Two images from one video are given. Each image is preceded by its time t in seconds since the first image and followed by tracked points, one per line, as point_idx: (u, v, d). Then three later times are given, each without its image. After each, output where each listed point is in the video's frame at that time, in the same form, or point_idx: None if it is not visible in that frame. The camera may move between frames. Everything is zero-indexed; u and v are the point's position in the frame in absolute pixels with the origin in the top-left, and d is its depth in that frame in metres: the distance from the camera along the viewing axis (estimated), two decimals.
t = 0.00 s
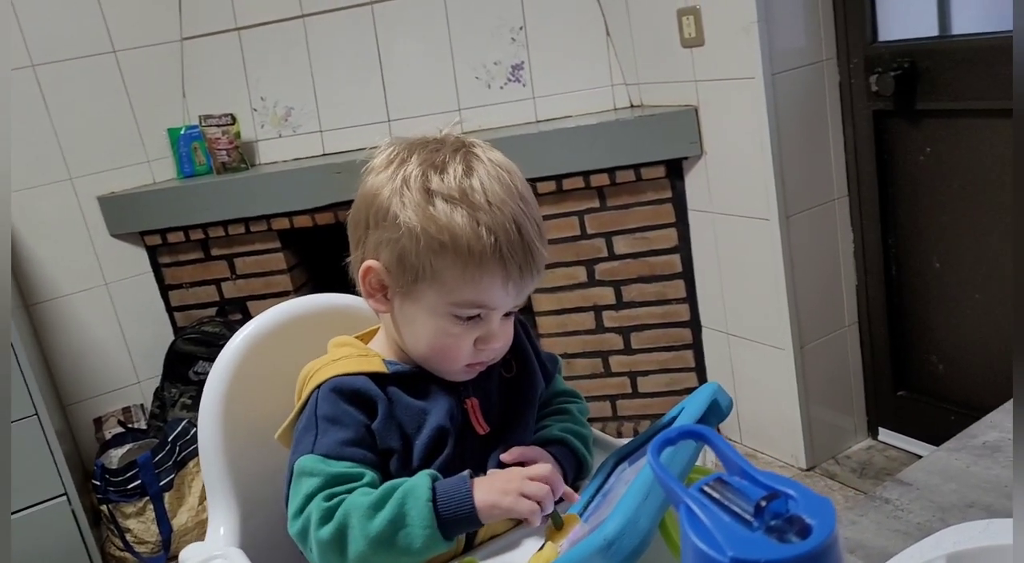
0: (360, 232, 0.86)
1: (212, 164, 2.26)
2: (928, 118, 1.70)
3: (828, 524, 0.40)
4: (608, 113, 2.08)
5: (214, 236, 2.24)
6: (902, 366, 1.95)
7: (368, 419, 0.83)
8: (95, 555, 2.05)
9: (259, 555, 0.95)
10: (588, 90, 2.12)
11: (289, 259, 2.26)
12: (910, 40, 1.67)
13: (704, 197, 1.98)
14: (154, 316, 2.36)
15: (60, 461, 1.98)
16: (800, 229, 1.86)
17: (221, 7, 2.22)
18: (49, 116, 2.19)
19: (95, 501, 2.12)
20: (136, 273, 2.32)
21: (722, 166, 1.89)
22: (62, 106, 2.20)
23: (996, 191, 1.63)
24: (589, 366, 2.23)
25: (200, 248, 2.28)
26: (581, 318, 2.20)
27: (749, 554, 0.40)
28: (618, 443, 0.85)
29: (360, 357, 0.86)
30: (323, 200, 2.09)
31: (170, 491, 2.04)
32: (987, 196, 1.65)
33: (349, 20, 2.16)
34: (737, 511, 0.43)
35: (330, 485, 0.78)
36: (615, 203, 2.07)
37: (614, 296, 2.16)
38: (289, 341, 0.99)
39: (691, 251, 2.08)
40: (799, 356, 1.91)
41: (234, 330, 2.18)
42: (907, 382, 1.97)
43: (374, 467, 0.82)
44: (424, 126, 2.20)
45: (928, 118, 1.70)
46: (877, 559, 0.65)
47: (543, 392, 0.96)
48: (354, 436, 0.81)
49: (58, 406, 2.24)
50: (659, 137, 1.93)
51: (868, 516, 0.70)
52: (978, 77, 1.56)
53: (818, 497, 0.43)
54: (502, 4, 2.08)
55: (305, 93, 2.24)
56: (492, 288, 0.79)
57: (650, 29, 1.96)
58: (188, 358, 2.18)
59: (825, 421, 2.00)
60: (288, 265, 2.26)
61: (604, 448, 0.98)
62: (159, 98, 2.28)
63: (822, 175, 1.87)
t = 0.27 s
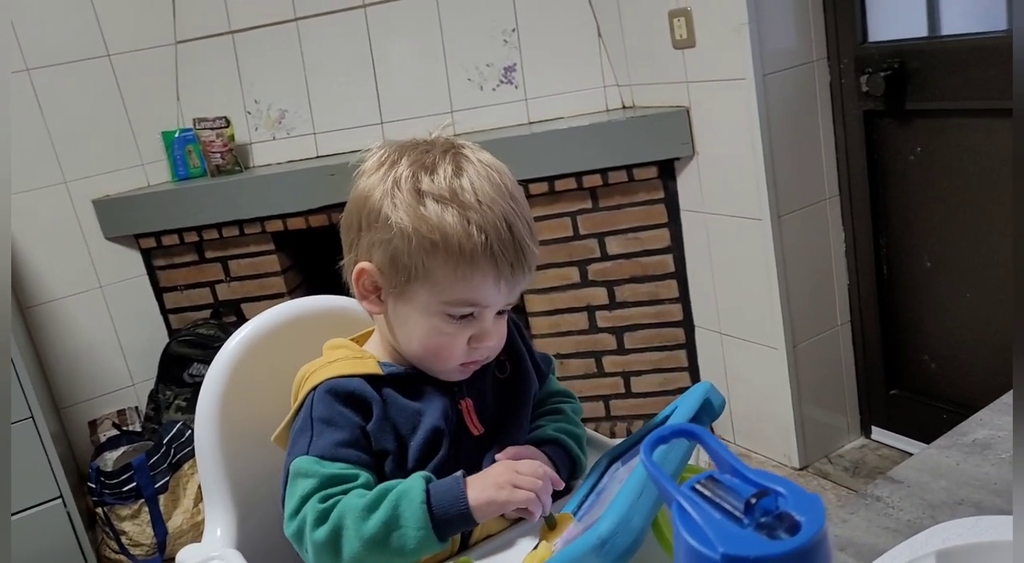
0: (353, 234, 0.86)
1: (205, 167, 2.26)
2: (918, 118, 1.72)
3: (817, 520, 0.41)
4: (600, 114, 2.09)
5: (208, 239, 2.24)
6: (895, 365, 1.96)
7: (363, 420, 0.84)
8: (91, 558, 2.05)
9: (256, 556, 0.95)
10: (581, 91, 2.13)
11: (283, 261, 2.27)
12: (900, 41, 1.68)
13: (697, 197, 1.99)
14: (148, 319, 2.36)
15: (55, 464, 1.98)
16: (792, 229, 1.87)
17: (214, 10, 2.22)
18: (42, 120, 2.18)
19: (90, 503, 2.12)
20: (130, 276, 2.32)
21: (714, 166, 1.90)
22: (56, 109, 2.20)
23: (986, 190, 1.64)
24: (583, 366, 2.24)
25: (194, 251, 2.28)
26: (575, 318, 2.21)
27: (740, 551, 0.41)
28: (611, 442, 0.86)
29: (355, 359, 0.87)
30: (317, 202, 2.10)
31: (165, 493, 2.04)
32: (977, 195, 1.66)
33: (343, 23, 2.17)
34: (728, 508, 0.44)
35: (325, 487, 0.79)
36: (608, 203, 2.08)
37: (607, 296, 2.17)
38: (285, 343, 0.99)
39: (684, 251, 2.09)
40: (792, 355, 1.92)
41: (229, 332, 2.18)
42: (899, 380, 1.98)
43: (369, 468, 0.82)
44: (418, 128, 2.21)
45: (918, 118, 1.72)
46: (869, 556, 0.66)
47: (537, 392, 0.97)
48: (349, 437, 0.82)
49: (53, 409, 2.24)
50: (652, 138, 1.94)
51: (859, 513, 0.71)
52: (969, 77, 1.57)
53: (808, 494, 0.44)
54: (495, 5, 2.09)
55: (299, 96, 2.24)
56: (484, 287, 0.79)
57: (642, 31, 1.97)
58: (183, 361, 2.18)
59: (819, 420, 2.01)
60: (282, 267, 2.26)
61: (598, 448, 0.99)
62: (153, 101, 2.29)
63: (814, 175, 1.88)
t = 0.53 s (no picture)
0: (337, 239, 0.86)
1: (194, 170, 2.26)
2: (904, 119, 1.73)
3: (790, 522, 0.42)
4: (589, 117, 2.09)
5: (197, 243, 2.24)
6: (883, 364, 1.97)
7: (349, 429, 0.84)
8: None
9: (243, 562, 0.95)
10: (570, 93, 2.13)
11: (273, 264, 2.26)
12: (885, 43, 1.69)
13: (685, 199, 1.99)
14: (137, 323, 2.36)
15: (44, 470, 1.97)
16: (780, 230, 1.87)
17: (203, 14, 2.22)
18: (30, 125, 2.18)
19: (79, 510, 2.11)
20: (119, 281, 2.31)
21: (702, 168, 1.91)
22: (43, 114, 2.19)
23: (972, 191, 1.65)
24: (573, 368, 2.25)
25: (183, 255, 2.28)
26: (565, 320, 2.21)
27: (715, 554, 0.41)
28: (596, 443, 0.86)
29: (340, 366, 0.87)
30: (307, 206, 2.09)
31: (155, 499, 2.03)
32: (963, 196, 1.67)
33: (332, 26, 2.17)
34: (703, 512, 0.44)
35: (314, 501, 0.79)
36: (597, 206, 2.08)
37: (597, 298, 2.17)
38: (271, 348, 0.99)
39: (673, 253, 2.10)
40: (781, 356, 1.92)
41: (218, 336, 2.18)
42: (888, 380, 1.99)
43: (357, 478, 0.82)
44: (407, 131, 2.21)
45: (904, 119, 1.72)
46: (849, 556, 0.66)
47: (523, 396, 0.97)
48: (336, 446, 0.82)
49: (41, 415, 2.23)
50: (640, 140, 1.95)
51: (841, 513, 0.72)
52: (954, 79, 1.58)
53: (782, 496, 0.44)
54: (483, 8, 2.09)
55: (288, 99, 2.24)
56: (468, 289, 0.79)
57: (630, 34, 1.97)
58: (172, 366, 2.18)
59: (808, 420, 2.02)
60: (272, 270, 2.26)
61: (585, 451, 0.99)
62: (141, 105, 2.28)
63: (801, 177, 1.89)
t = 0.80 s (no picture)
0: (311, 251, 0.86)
1: (175, 178, 2.25)
2: (883, 124, 1.73)
3: (748, 536, 0.41)
4: (572, 122, 2.09)
5: (178, 250, 2.22)
6: (865, 367, 1.98)
7: (324, 443, 0.83)
8: None
9: None
10: (553, 99, 2.13)
11: (255, 271, 2.25)
12: (864, 49, 1.70)
13: (667, 204, 2.00)
14: (118, 332, 2.34)
15: (21, 481, 1.95)
16: (762, 234, 1.88)
17: (183, 20, 2.21)
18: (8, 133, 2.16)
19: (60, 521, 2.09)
20: (99, 289, 2.30)
21: (684, 173, 1.92)
22: (22, 123, 2.17)
23: (950, 196, 1.67)
24: (557, 374, 2.25)
25: (164, 263, 2.26)
26: (548, 325, 2.21)
27: None
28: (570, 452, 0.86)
29: (315, 380, 0.86)
30: (288, 212, 2.08)
31: (134, 510, 2.02)
32: (941, 201, 1.68)
33: (314, 33, 2.16)
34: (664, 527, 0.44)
35: (289, 521, 0.78)
36: (580, 211, 2.09)
37: (581, 303, 2.17)
38: (244, 360, 0.99)
39: (656, 258, 2.10)
40: (763, 360, 1.93)
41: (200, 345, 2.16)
42: (870, 383, 1.99)
43: (332, 494, 0.82)
44: (390, 137, 2.20)
45: (883, 124, 1.73)
46: None
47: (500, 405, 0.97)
48: (311, 463, 0.81)
49: (20, 426, 2.21)
50: (622, 146, 1.95)
51: (813, 520, 0.71)
52: (931, 84, 1.59)
53: (743, 511, 0.43)
54: (465, 14, 2.09)
55: (270, 106, 2.23)
56: (443, 301, 0.79)
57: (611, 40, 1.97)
58: (153, 375, 2.16)
59: (792, 424, 2.03)
60: (254, 277, 2.24)
61: (562, 459, 0.99)
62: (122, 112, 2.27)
63: (782, 181, 1.90)
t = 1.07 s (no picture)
0: (291, 263, 0.87)
1: (158, 187, 2.25)
2: (860, 131, 1.76)
3: (716, 543, 0.43)
4: (553, 130, 2.11)
5: (161, 259, 2.23)
6: (845, 370, 2.00)
7: (305, 454, 0.84)
8: None
9: None
10: (534, 107, 2.15)
11: (239, 280, 2.26)
12: (839, 57, 1.73)
13: (648, 211, 2.02)
14: (101, 341, 2.34)
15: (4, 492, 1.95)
16: (741, 240, 1.90)
17: (165, 29, 2.22)
18: None
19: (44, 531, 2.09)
20: (82, 299, 2.29)
21: (664, 180, 1.94)
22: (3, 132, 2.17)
23: (924, 201, 1.69)
24: (541, 379, 2.26)
25: (147, 272, 2.27)
26: (532, 331, 2.23)
27: None
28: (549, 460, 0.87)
29: (296, 391, 0.87)
30: (272, 220, 2.09)
31: (118, 520, 2.01)
32: (915, 206, 1.71)
33: (297, 42, 2.17)
34: (635, 535, 0.45)
35: (270, 532, 0.79)
36: (562, 217, 2.10)
37: (564, 309, 2.19)
38: (224, 371, 1.00)
39: (637, 264, 2.12)
40: (744, 364, 1.95)
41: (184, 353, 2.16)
42: (849, 385, 2.02)
43: (313, 505, 0.83)
44: (372, 145, 2.21)
45: (859, 131, 1.76)
46: None
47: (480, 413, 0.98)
48: (291, 473, 0.82)
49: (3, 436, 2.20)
50: (602, 153, 1.97)
51: (787, 526, 0.73)
52: (904, 91, 1.62)
53: (710, 519, 0.45)
54: (446, 22, 2.11)
55: (253, 115, 2.24)
56: (423, 312, 0.81)
57: (591, 48, 1.99)
58: (137, 384, 2.16)
59: (772, 427, 2.05)
60: (238, 286, 2.25)
61: (543, 466, 1.00)
62: (103, 122, 2.27)
63: (761, 187, 1.92)
